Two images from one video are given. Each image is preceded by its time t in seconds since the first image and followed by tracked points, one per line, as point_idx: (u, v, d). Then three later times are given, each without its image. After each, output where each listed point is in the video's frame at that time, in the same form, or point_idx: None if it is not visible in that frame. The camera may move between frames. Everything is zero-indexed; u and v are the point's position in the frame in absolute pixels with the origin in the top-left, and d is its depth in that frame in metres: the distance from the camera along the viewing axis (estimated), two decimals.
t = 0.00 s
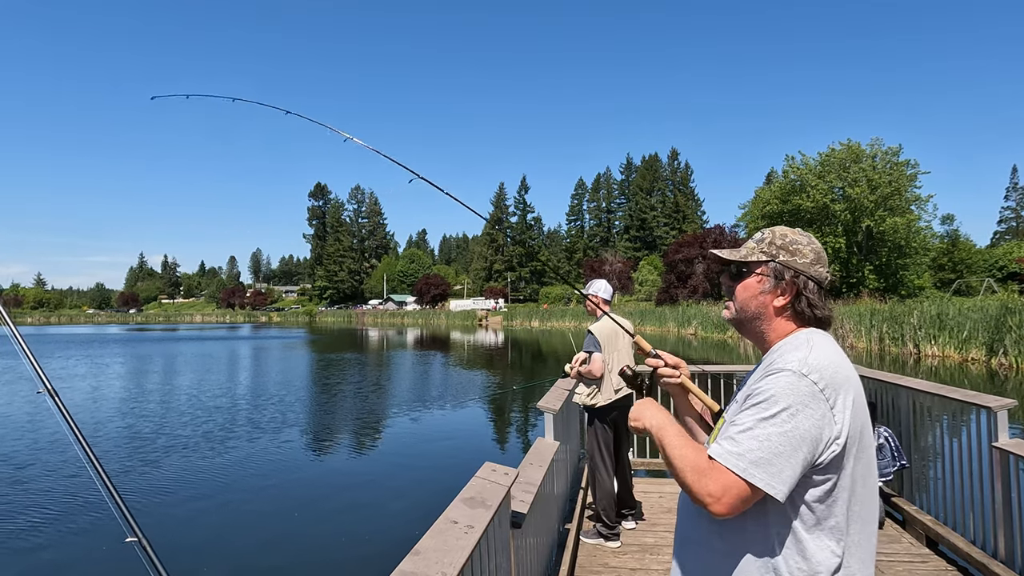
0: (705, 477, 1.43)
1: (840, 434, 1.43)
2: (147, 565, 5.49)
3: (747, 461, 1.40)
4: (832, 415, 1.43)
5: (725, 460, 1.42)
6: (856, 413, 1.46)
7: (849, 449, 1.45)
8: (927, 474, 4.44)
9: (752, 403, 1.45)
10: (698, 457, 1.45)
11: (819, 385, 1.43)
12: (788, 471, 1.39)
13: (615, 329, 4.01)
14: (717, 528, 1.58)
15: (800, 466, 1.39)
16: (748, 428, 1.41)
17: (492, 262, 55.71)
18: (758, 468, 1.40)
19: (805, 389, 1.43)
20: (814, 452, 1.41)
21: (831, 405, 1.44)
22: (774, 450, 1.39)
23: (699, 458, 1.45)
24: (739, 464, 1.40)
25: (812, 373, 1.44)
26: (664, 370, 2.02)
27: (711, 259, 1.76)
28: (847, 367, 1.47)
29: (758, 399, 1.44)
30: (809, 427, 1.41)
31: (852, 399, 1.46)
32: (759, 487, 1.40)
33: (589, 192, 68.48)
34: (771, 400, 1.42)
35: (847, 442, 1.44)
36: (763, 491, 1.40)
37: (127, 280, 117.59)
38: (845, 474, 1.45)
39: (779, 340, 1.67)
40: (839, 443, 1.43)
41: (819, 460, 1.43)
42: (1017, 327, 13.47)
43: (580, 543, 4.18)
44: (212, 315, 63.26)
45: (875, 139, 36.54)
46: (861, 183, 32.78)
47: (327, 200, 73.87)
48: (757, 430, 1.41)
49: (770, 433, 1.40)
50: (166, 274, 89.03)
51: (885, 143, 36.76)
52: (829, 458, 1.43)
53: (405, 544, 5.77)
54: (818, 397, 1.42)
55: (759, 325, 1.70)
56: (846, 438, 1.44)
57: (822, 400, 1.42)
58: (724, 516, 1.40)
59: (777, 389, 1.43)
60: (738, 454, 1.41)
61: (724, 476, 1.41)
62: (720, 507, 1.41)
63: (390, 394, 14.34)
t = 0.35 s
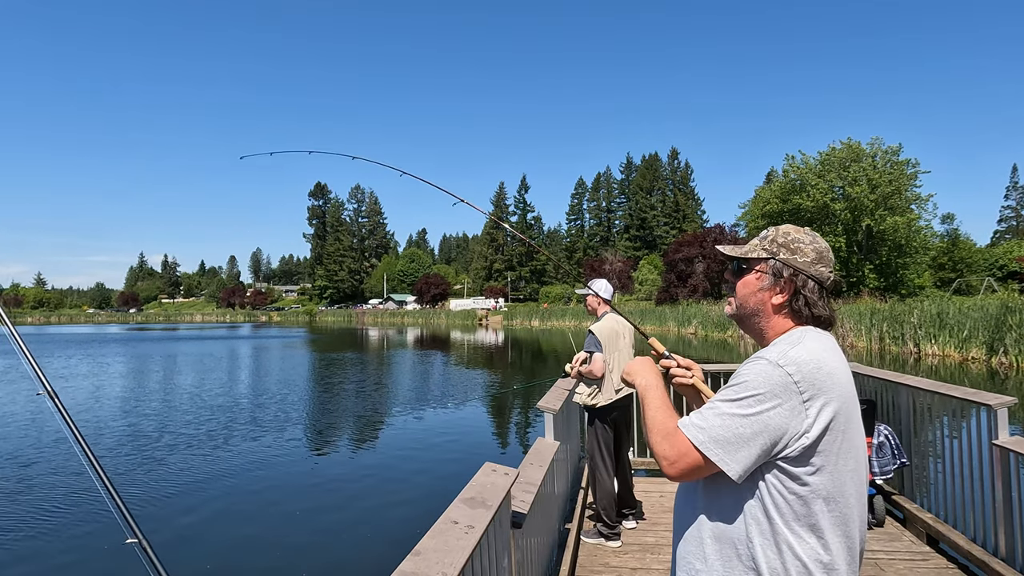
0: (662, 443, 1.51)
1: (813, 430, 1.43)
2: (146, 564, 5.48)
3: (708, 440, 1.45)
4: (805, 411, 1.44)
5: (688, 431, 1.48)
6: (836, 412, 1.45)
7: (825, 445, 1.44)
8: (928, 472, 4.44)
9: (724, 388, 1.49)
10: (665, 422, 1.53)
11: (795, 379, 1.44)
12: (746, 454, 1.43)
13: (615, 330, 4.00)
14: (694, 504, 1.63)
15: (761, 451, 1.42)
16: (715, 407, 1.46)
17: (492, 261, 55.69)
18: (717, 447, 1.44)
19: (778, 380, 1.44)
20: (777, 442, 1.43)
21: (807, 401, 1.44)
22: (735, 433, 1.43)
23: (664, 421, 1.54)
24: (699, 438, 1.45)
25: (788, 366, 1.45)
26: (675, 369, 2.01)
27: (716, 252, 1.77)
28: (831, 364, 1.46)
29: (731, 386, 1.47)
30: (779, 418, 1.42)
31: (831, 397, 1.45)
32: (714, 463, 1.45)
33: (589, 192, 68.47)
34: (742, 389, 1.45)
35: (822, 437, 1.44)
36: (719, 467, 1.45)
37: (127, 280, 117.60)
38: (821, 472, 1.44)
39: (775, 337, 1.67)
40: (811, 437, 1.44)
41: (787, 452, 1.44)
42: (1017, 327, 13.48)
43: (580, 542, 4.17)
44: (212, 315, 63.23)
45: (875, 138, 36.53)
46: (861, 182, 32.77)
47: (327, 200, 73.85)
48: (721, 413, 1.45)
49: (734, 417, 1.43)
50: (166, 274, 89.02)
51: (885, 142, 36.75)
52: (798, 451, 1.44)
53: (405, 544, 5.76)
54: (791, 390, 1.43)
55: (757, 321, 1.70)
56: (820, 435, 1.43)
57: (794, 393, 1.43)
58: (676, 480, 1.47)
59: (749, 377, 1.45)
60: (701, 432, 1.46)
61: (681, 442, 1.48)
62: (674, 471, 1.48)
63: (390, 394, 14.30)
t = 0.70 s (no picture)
0: (678, 460, 1.48)
1: (814, 425, 1.44)
2: (145, 564, 5.48)
3: (719, 447, 1.43)
4: (805, 406, 1.45)
5: (701, 445, 1.45)
6: (834, 404, 1.46)
7: (829, 440, 1.45)
8: (928, 471, 4.44)
9: (728, 392, 1.49)
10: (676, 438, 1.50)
11: (795, 376, 1.45)
12: (758, 456, 1.41)
13: (614, 330, 4.00)
14: (705, 509, 1.62)
15: (770, 452, 1.42)
16: (722, 414, 1.44)
17: (492, 261, 55.71)
18: (728, 453, 1.42)
19: (777, 378, 1.45)
20: (785, 439, 1.43)
21: (806, 396, 1.45)
22: (744, 437, 1.42)
23: (679, 441, 1.51)
24: (710, 447, 1.44)
25: (785, 363, 1.46)
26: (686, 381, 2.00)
27: (707, 264, 1.76)
28: (826, 358, 1.48)
29: (733, 390, 1.47)
30: (782, 416, 1.42)
31: (830, 391, 1.46)
32: (728, 472, 1.43)
33: (589, 192, 68.50)
34: (744, 391, 1.44)
35: (824, 431, 1.45)
36: (733, 475, 1.42)
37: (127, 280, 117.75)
38: (822, 466, 1.45)
39: (774, 337, 1.67)
40: (812, 433, 1.45)
41: (793, 450, 1.44)
42: (1017, 326, 13.49)
43: (581, 542, 4.18)
44: (212, 315, 63.28)
45: (875, 138, 36.52)
46: (861, 182, 32.79)
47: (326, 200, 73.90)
48: (729, 417, 1.43)
49: (742, 421, 1.42)
50: (166, 274, 89.08)
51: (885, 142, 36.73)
52: (801, 448, 1.45)
53: (405, 544, 5.76)
54: (790, 388, 1.44)
55: (755, 323, 1.70)
56: (822, 429, 1.45)
57: (794, 390, 1.44)
58: (696, 496, 1.44)
59: (750, 380, 1.46)
60: (711, 439, 1.44)
61: (696, 458, 1.46)
62: (695, 488, 1.45)
63: (390, 394, 14.31)
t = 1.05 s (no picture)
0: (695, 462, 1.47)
1: (824, 420, 1.46)
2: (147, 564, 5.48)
3: (734, 448, 1.43)
4: (816, 403, 1.46)
5: (718, 447, 1.45)
6: (841, 401, 1.48)
7: (838, 435, 1.47)
8: (927, 472, 4.45)
9: (742, 395, 1.49)
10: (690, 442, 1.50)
11: (803, 373, 1.47)
12: (774, 454, 1.41)
13: (612, 331, 4.01)
14: (719, 509, 1.61)
15: (785, 451, 1.42)
16: (735, 415, 1.44)
17: (492, 261, 55.74)
18: (747, 454, 1.42)
19: (787, 377, 1.46)
20: (798, 436, 1.43)
21: (815, 393, 1.47)
22: (761, 436, 1.42)
23: (695, 446, 1.50)
24: (728, 450, 1.43)
25: (793, 363, 1.48)
26: (690, 390, 1.97)
27: (703, 272, 1.76)
28: (831, 356, 1.49)
29: (747, 390, 1.47)
30: (796, 413, 1.43)
31: (837, 388, 1.48)
32: (747, 470, 1.43)
33: (589, 192, 68.53)
34: (757, 391, 1.45)
35: (835, 426, 1.46)
36: (755, 476, 1.41)
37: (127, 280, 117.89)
38: (835, 459, 1.46)
39: (777, 339, 1.67)
40: (824, 428, 1.46)
41: (806, 445, 1.45)
42: (1017, 326, 13.50)
43: (580, 543, 4.18)
44: (212, 315, 63.33)
45: (875, 139, 36.49)
46: (861, 182, 32.80)
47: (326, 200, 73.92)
48: (744, 418, 1.43)
49: (757, 419, 1.42)
50: (166, 274, 89.19)
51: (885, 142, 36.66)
52: (815, 444, 1.45)
53: (405, 543, 5.78)
54: (801, 385, 1.46)
55: (757, 327, 1.70)
56: (831, 424, 1.46)
57: (804, 387, 1.46)
58: (719, 499, 1.42)
59: (762, 380, 1.47)
60: (728, 440, 1.44)
61: (714, 461, 1.44)
62: (717, 492, 1.44)
63: (390, 394, 14.35)
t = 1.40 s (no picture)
0: (700, 458, 1.47)
1: (825, 414, 1.46)
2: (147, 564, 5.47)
3: (737, 441, 1.43)
4: (817, 395, 1.46)
5: (720, 442, 1.45)
6: (841, 395, 1.48)
7: (839, 428, 1.47)
8: (927, 473, 4.45)
9: (742, 389, 1.50)
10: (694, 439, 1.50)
11: (803, 367, 1.47)
12: (776, 446, 1.41)
13: (611, 331, 4.01)
14: (720, 504, 1.61)
15: (785, 443, 1.42)
16: (736, 409, 1.45)
17: (492, 261, 55.72)
18: (747, 444, 1.42)
19: (787, 370, 1.47)
20: (799, 428, 1.44)
21: (816, 387, 1.47)
22: (762, 427, 1.42)
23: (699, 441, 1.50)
24: (730, 442, 1.43)
25: (794, 357, 1.48)
26: (691, 394, 1.96)
27: (702, 275, 1.77)
28: (829, 352, 1.50)
29: (748, 385, 1.48)
30: (796, 406, 1.44)
31: (837, 382, 1.48)
32: (748, 463, 1.43)
33: (589, 192, 68.53)
34: (756, 384, 1.46)
35: (835, 418, 1.47)
36: (754, 467, 1.42)
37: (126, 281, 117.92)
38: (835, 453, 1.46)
39: (777, 338, 1.67)
40: (825, 421, 1.46)
41: (807, 438, 1.45)
42: (1017, 326, 13.51)
43: (580, 543, 4.18)
44: (212, 315, 63.34)
45: (875, 139, 36.50)
46: (861, 182, 32.79)
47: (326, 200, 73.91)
48: (746, 410, 1.44)
49: (757, 413, 1.43)
50: (166, 274, 89.19)
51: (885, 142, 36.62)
52: (815, 436, 1.46)
53: (405, 543, 5.78)
54: (800, 378, 1.46)
55: (757, 328, 1.71)
56: (832, 418, 1.46)
57: (805, 380, 1.46)
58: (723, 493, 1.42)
59: (762, 373, 1.47)
60: (729, 433, 1.44)
61: (717, 456, 1.45)
62: (720, 486, 1.44)
63: (389, 394, 14.36)
